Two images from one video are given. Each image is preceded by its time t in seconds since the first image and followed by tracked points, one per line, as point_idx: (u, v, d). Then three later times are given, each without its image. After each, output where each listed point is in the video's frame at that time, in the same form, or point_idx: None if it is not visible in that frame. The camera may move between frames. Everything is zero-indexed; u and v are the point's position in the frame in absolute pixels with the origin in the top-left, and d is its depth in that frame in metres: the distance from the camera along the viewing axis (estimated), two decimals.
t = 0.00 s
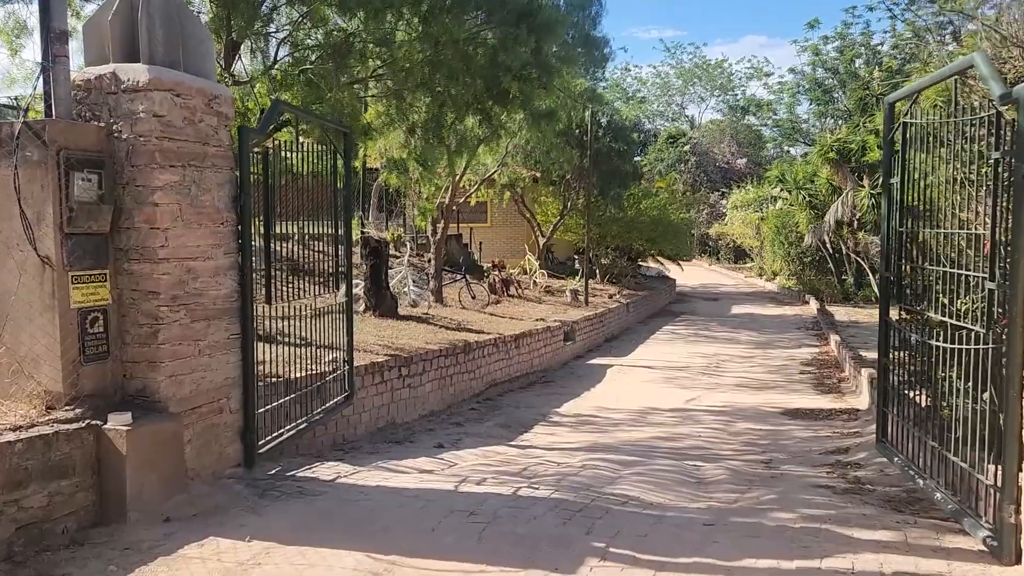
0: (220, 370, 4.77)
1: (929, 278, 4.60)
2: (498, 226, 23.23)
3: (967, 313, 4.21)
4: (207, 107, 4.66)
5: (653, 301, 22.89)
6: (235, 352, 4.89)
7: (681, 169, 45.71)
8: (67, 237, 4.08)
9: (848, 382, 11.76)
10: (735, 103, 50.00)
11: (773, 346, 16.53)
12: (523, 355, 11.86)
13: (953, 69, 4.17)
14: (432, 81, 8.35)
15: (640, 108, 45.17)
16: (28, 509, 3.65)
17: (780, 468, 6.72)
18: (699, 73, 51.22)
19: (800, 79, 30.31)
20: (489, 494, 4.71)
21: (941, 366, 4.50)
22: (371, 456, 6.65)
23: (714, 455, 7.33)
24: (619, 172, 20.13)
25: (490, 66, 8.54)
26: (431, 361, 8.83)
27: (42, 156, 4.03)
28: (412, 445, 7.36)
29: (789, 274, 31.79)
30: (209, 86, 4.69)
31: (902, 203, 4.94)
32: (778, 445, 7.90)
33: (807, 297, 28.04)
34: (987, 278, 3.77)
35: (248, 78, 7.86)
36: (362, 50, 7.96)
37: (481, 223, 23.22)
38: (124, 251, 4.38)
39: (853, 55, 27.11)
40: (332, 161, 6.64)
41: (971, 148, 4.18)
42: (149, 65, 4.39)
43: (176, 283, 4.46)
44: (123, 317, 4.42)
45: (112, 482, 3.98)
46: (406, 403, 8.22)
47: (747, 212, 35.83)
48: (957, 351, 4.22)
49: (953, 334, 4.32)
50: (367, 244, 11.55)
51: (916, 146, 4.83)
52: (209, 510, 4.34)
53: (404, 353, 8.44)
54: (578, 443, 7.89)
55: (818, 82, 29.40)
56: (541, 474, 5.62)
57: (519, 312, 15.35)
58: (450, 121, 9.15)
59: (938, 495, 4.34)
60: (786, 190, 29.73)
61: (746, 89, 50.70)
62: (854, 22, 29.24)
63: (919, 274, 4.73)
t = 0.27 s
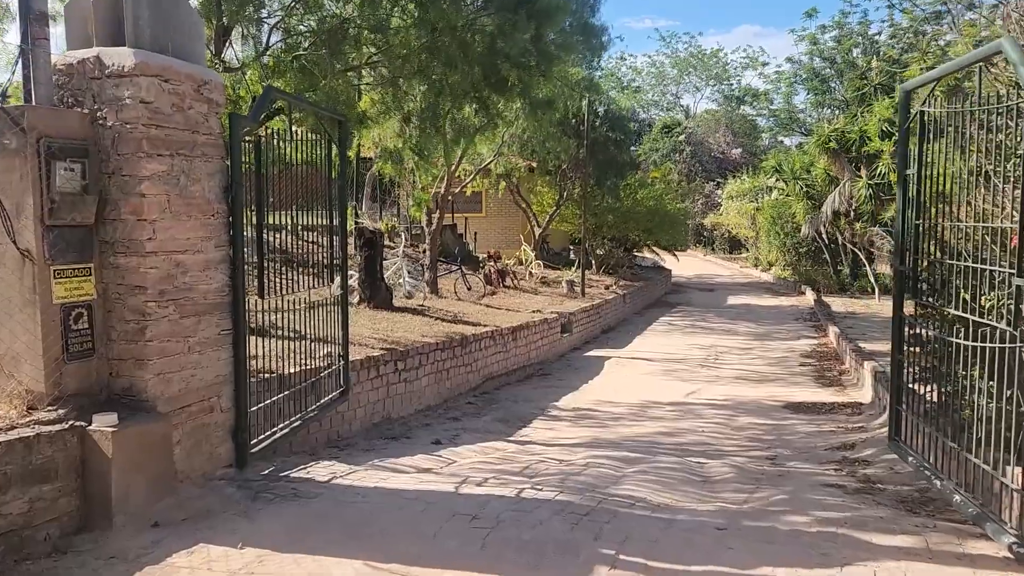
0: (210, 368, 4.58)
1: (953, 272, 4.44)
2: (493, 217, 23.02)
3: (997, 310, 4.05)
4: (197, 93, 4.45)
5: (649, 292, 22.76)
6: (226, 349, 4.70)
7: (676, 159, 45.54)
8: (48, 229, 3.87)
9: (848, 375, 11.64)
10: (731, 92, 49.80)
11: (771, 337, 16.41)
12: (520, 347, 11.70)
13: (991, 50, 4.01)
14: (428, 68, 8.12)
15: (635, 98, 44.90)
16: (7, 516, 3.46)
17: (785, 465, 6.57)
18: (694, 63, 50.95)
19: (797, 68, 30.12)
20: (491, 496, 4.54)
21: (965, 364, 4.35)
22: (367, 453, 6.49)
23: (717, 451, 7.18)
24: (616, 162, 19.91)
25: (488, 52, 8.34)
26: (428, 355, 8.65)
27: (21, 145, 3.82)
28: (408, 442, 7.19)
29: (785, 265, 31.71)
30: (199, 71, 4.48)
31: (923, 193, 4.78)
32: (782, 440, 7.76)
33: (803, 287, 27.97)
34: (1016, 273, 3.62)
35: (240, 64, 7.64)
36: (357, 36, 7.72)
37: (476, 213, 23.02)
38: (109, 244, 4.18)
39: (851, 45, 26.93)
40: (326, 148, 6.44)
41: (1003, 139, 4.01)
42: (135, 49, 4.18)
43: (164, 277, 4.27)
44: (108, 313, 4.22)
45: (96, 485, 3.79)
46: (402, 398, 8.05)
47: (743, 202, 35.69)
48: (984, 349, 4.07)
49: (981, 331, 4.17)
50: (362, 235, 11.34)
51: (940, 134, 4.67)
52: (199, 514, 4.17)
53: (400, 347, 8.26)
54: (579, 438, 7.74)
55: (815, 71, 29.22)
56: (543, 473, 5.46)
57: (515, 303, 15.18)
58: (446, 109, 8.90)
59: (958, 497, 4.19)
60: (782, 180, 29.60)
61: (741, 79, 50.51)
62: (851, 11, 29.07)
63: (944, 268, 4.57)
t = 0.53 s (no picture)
0: (187, 368, 4.37)
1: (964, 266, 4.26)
2: (485, 212, 22.80)
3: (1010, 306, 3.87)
4: (172, 79, 4.23)
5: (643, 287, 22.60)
6: (204, 348, 4.49)
7: (669, 154, 45.37)
8: (12, 222, 3.65)
9: (844, 371, 11.49)
10: (724, 87, 49.66)
11: (765, 333, 16.26)
12: (512, 344, 11.51)
13: (1003, 33, 3.84)
14: (416, 55, 7.87)
15: (627, 92, 44.70)
16: None
17: (784, 464, 6.40)
18: (687, 57, 50.75)
19: (790, 62, 29.97)
20: (482, 501, 4.35)
21: (976, 362, 4.18)
22: (354, 455, 6.29)
23: (714, 450, 7.01)
24: (609, 156, 19.70)
25: (479, 41, 8.19)
26: (418, 353, 8.45)
27: None
28: (398, 443, 6.99)
29: (778, 260, 31.61)
30: (173, 56, 4.26)
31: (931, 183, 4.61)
32: (780, 439, 7.59)
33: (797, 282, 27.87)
34: None
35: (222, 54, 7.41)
36: (344, 24, 7.50)
37: (468, 208, 22.80)
38: (79, 238, 3.96)
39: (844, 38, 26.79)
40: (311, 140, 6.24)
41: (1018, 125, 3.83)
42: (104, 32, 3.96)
43: (136, 272, 4.05)
44: (78, 311, 4.01)
45: (63, 493, 3.58)
46: (391, 397, 7.84)
47: (736, 197, 35.57)
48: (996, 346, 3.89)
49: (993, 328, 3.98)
50: (351, 230, 11.12)
51: (947, 122, 4.50)
52: (174, 522, 3.96)
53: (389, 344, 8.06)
54: (572, 437, 7.55)
55: (809, 65, 29.08)
56: (535, 476, 5.27)
57: (508, 299, 14.99)
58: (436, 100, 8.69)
59: (968, 502, 4.05)
60: (776, 174, 29.48)
61: (734, 73, 50.36)
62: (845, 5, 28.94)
63: (953, 262, 4.39)
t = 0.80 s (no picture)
0: (157, 372, 4.16)
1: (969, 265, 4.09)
2: (478, 208, 22.57)
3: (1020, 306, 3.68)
4: (137, 67, 4.03)
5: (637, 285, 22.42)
6: (176, 351, 4.29)
7: (662, 151, 45.21)
8: None
9: (840, 370, 11.33)
10: (718, 83, 49.52)
11: (760, 331, 16.09)
12: (503, 343, 11.30)
13: (1011, 22, 3.65)
14: (402, 46, 7.64)
15: (621, 89, 44.50)
16: None
17: (781, 469, 6.22)
18: (680, 54, 50.57)
19: (784, 58, 29.81)
20: (467, 512, 4.15)
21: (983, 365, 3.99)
22: (339, 460, 6.08)
23: (709, 453, 6.82)
24: (602, 152, 19.51)
25: (468, 31, 7.98)
26: (406, 353, 8.23)
27: None
28: (384, 447, 6.78)
29: (772, 257, 31.49)
30: (139, 43, 4.05)
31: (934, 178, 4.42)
32: (776, 441, 7.41)
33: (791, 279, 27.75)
34: None
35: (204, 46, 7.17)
36: (328, 14, 7.27)
37: (461, 205, 22.58)
38: (38, 235, 3.75)
39: (838, 34, 26.65)
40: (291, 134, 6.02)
41: None
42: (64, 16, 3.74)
43: (101, 272, 3.84)
44: (39, 314, 3.80)
45: (19, 507, 3.37)
46: (378, 399, 7.62)
47: (729, 194, 35.43)
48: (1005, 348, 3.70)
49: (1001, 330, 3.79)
50: (339, 227, 10.88)
51: (950, 113, 4.31)
52: (141, 537, 3.75)
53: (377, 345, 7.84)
54: (563, 440, 7.36)
55: (803, 61, 28.94)
56: (524, 483, 5.07)
57: (499, 297, 14.78)
58: (425, 93, 8.48)
59: (975, 510, 3.88)
60: (770, 171, 29.34)
61: (727, 70, 50.22)
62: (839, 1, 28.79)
63: (958, 260, 4.20)
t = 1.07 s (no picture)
0: (136, 382, 3.99)
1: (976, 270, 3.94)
2: (470, 209, 22.39)
3: None
4: (114, 65, 3.84)
5: (631, 285, 22.30)
6: (156, 360, 4.11)
7: (655, 150, 45.10)
8: None
9: (837, 372, 11.20)
10: (710, 83, 49.46)
11: (756, 332, 15.98)
12: (496, 346, 11.14)
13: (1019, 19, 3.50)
14: (391, 43, 7.47)
15: (614, 88, 44.36)
16: None
17: (781, 476, 6.07)
18: (673, 53, 50.47)
19: (778, 57, 29.73)
20: (459, 526, 3.99)
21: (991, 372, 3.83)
22: (327, 469, 5.91)
23: (706, 459, 6.67)
24: (596, 151, 19.36)
25: (459, 29, 7.83)
26: (397, 357, 8.06)
27: None
28: (375, 455, 6.61)
29: (765, 256, 31.41)
30: (117, 40, 3.86)
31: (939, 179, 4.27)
32: (775, 446, 7.28)
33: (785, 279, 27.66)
34: None
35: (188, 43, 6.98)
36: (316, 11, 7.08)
37: (453, 205, 22.40)
38: (10, 240, 3.59)
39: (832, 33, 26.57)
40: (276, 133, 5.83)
41: None
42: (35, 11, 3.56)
43: (75, 279, 3.67)
44: (11, 322, 3.64)
45: None
46: (368, 405, 7.44)
47: (723, 193, 35.35)
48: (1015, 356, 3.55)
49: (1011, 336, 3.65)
50: (328, 228, 10.70)
51: (955, 113, 4.17)
52: (118, 555, 3.58)
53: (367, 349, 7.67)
54: (558, 446, 7.20)
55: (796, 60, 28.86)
56: (519, 494, 4.91)
57: (493, 299, 14.62)
58: (415, 92, 8.31)
59: (987, 524, 3.73)
60: (763, 170, 29.25)
61: (720, 69, 50.15)
62: None
63: (964, 264, 4.05)
